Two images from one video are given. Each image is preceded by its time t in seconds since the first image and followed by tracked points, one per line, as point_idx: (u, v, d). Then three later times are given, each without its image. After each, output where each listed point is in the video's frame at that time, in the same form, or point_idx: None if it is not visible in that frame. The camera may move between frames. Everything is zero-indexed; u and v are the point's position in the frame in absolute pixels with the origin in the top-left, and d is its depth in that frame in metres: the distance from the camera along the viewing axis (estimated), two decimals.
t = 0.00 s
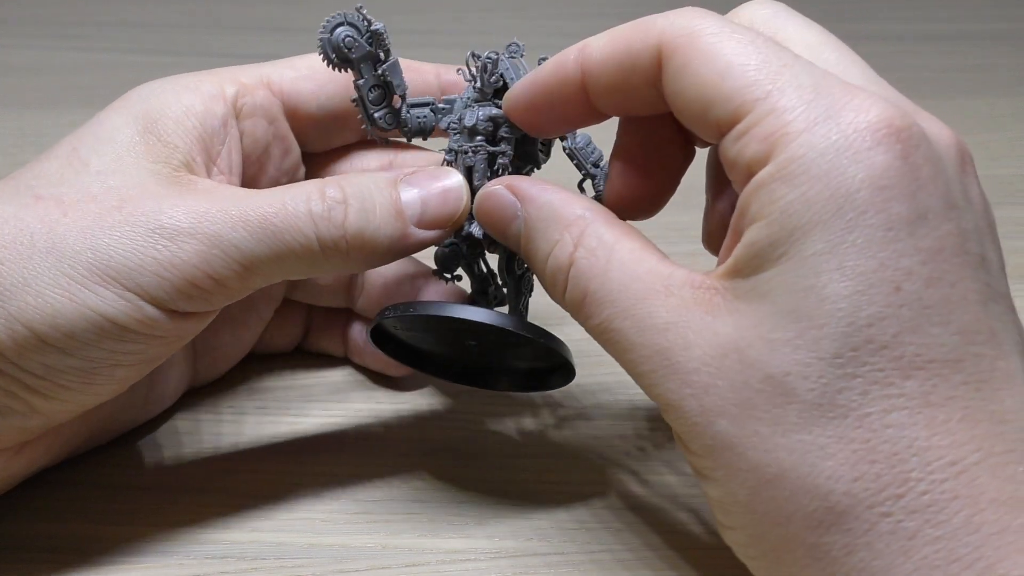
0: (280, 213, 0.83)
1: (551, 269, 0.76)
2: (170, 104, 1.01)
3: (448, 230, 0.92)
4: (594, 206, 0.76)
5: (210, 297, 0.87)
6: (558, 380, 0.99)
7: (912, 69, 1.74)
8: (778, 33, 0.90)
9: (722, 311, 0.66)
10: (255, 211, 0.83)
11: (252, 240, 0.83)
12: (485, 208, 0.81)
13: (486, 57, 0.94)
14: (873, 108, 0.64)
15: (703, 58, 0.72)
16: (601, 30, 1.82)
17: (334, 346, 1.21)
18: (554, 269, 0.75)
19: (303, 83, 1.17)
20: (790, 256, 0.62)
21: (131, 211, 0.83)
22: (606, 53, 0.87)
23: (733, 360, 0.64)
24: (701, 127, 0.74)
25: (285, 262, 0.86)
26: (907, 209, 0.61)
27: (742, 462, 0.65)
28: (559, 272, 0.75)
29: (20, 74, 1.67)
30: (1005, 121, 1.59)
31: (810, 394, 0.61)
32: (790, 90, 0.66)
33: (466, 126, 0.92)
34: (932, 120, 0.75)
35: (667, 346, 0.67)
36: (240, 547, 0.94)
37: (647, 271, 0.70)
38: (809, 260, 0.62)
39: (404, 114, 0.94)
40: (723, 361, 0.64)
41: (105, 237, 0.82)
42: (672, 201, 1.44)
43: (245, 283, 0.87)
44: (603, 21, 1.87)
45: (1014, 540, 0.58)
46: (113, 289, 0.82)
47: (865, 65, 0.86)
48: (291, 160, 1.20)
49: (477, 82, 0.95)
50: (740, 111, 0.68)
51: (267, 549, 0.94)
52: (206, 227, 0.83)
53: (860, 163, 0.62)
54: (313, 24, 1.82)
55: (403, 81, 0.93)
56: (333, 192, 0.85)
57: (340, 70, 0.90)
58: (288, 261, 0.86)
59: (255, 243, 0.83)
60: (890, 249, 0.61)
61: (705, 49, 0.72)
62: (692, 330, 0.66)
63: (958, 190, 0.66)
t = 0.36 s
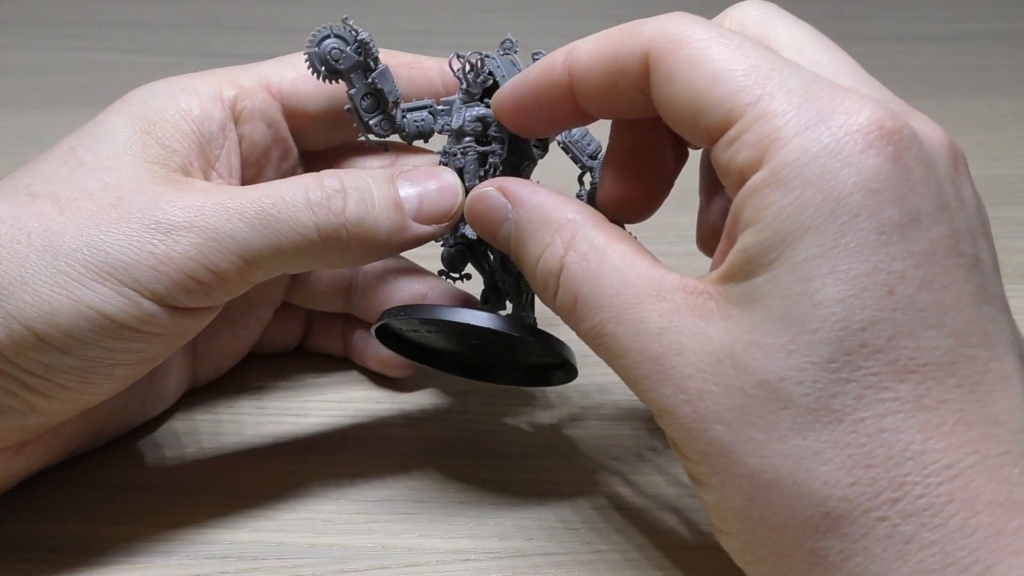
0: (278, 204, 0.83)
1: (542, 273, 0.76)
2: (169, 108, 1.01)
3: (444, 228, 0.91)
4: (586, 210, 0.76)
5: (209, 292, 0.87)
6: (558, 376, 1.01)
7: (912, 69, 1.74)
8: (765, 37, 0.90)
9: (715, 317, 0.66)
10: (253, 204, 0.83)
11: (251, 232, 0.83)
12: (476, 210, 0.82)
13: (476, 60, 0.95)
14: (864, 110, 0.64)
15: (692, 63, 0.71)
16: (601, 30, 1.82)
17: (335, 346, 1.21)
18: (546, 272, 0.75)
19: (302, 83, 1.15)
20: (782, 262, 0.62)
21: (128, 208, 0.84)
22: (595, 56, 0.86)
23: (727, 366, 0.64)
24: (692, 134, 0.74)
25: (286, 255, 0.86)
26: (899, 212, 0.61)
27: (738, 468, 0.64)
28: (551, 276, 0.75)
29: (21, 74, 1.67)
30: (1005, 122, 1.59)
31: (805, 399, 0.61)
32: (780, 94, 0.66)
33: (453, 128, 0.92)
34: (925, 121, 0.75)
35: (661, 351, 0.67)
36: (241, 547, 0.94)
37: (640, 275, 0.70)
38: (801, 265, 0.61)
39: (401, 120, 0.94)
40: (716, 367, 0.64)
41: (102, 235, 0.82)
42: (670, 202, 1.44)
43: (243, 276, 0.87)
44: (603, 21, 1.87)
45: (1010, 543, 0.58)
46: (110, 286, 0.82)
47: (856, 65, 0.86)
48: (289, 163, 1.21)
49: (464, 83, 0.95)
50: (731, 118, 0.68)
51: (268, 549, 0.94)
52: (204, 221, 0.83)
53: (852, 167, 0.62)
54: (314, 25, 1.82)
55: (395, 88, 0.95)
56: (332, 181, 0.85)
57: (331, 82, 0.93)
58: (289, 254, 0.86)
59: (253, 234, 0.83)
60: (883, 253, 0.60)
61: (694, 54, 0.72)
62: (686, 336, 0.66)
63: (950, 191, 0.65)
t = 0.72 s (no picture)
0: (276, 206, 0.83)
1: (535, 262, 0.73)
2: (166, 108, 1.01)
3: (445, 230, 0.91)
4: (581, 198, 0.73)
5: (205, 290, 0.87)
6: (549, 376, 1.03)
7: (913, 69, 1.74)
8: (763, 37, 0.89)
9: (716, 318, 0.65)
10: (252, 205, 0.83)
11: (248, 233, 0.83)
12: (467, 194, 0.77)
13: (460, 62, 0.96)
14: (861, 111, 0.64)
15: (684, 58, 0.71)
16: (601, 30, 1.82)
17: (334, 346, 1.21)
18: (538, 262, 0.72)
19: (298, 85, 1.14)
20: (781, 262, 0.62)
21: (126, 206, 0.84)
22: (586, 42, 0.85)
23: (727, 369, 0.63)
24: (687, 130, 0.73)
25: (280, 257, 0.86)
26: (896, 214, 0.61)
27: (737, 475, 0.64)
28: (543, 265, 0.72)
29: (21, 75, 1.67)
30: (1005, 122, 1.58)
31: (805, 404, 0.61)
32: (777, 92, 0.65)
33: (439, 129, 0.93)
34: (915, 118, 0.76)
35: (660, 352, 0.66)
36: (240, 547, 0.94)
37: (636, 271, 0.68)
38: (798, 268, 0.61)
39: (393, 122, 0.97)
40: (718, 370, 0.63)
41: (99, 231, 0.83)
42: (671, 202, 1.44)
43: (240, 276, 0.87)
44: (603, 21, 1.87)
45: (1008, 546, 0.58)
46: (106, 282, 0.82)
47: (851, 61, 0.85)
48: (285, 161, 1.21)
49: (453, 86, 0.97)
50: (726, 116, 0.68)
51: (267, 549, 0.94)
52: (202, 220, 0.83)
53: (849, 167, 0.61)
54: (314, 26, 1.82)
55: (387, 91, 0.98)
56: (329, 186, 0.85)
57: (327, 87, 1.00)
58: (284, 254, 0.85)
59: (250, 234, 0.83)
60: (880, 257, 0.60)
61: (683, 49, 0.71)
62: (683, 338, 0.65)
63: (946, 192, 0.65)
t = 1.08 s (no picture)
0: (270, 202, 0.83)
1: (536, 230, 0.71)
2: (160, 102, 1.00)
3: (443, 226, 0.89)
4: (588, 168, 0.72)
5: (198, 286, 0.88)
6: (549, 380, 1.01)
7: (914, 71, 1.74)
8: None
9: (728, 309, 0.65)
10: (247, 202, 0.83)
11: (242, 229, 0.83)
12: (463, 146, 0.72)
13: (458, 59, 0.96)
14: (893, 101, 0.63)
15: (748, 29, 0.69)
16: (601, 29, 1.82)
17: (336, 347, 1.22)
18: (539, 232, 0.71)
19: (294, 79, 1.15)
20: (795, 257, 0.61)
21: (120, 200, 0.84)
22: None
23: (738, 364, 0.63)
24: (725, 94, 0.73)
25: (273, 253, 0.86)
26: (918, 219, 0.61)
27: (742, 474, 0.64)
28: (544, 235, 0.71)
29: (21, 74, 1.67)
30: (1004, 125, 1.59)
31: (818, 403, 0.61)
32: (816, 71, 0.65)
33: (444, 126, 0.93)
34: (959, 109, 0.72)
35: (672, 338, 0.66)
36: (240, 547, 0.94)
37: (648, 251, 0.68)
38: (819, 262, 0.61)
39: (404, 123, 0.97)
40: (729, 363, 0.63)
41: (93, 226, 0.82)
42: (673, 205, 1.44)
43: (232, 272, 0.87)
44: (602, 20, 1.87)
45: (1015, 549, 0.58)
46: (100, 276, 0.82)
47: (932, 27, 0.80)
48: (282, 158, 1.21)
49: (451, 84, 0.96)
50: (759, 88, 0.68)
51: (268, 549, 0.94)
52: (197, 215, 0.83)
53: (876, 161, 0.61)
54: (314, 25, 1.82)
55: (395, 92, 0.98)
56: (323, 184, 0.85)
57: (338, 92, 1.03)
58: (277, 251, 0.85)
59: (244, 231, 0.83)
60: (901, 257, 0.60)
61: (753, 17, 0.69)
62: (699, 328, 0.65)
63: (977, 195, 0.64)
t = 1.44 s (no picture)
0: (271, 201, 0.83)
1: (517, 263, 0.72)
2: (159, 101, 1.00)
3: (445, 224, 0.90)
4: (562, 196, 0.73)
5: (200, 286, 0.88)
6: (560, 379, 1.01)
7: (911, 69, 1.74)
8: (809, 2, 0.82)
9: (710, 322, 0.65)
10: (248, 201, 0.83)
11: (244, 228, 0.83)
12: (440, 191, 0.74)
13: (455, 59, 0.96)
14: (869, 112, 0.63)
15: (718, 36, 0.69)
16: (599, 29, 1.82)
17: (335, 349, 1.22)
18: (521, 264, 0.72)
19: (291, 78, 1.16)
20: (777, 266, 0.61)
21: (122, 200, 0.84)
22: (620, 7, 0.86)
23: (722, 375, 0.63)
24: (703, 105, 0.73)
25: (275, 253, 0.86)
26: (900, 223, 0.61)
27: (731, 480, 0.64)
28: (526, 267, 0.71)
29: (19, 74, 1.67)
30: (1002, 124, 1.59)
31: (801, 409, 0.61)
32: (791, 83, 0.65)
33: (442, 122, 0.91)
34: (931, 115, 0.73)
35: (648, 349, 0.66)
36: (239, 547, 0.94)
37: (627, 270, 0.68)
38: (798, 271, 0.61)
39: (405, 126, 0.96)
40: (712, 375, 0.64)
41: (95, 226, 0.83)
42: (668, 204, 1.44)
43: (234, 271, 0.87)
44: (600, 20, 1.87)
45: (1003, 552, 0.58)
46: (102, 276, 0.82)
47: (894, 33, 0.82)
48: (279, 158, 1.21)
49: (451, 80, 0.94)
50: (737, 100, 0.67)
51: (268, 549, 0.94)
52: (198, 215, 0.83)
53: (854, 170, 0.61)
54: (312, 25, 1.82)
55: (395, 94, 0.98)
56: (324, 183, 0.85)
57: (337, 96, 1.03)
58: (279, 251, 0.85)
59: (245, 230, 0.83)
60: (882, 262, 0.60)
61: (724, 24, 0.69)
62: (678, 341, 0.65)
63: (953, 198, 0.65)
